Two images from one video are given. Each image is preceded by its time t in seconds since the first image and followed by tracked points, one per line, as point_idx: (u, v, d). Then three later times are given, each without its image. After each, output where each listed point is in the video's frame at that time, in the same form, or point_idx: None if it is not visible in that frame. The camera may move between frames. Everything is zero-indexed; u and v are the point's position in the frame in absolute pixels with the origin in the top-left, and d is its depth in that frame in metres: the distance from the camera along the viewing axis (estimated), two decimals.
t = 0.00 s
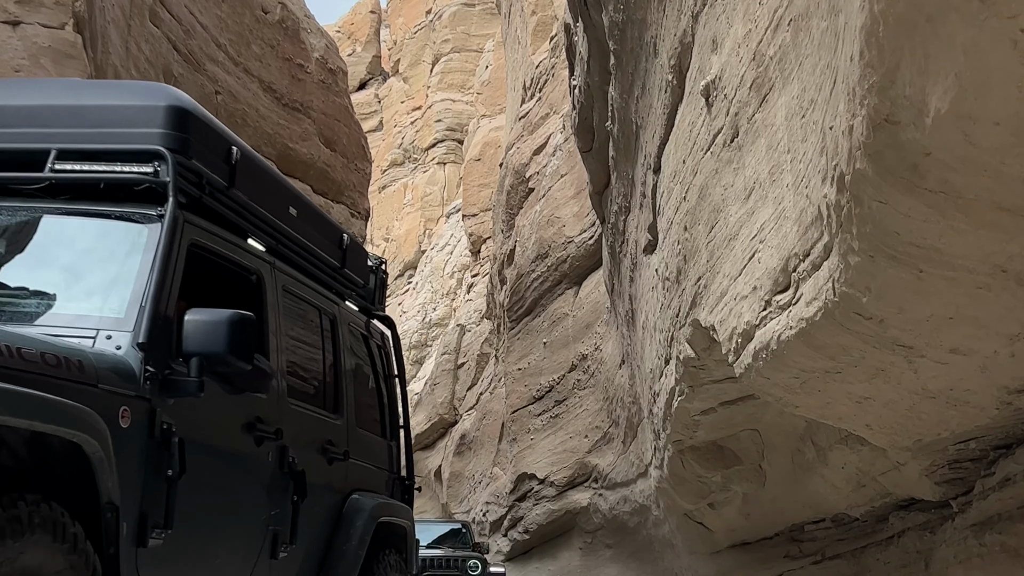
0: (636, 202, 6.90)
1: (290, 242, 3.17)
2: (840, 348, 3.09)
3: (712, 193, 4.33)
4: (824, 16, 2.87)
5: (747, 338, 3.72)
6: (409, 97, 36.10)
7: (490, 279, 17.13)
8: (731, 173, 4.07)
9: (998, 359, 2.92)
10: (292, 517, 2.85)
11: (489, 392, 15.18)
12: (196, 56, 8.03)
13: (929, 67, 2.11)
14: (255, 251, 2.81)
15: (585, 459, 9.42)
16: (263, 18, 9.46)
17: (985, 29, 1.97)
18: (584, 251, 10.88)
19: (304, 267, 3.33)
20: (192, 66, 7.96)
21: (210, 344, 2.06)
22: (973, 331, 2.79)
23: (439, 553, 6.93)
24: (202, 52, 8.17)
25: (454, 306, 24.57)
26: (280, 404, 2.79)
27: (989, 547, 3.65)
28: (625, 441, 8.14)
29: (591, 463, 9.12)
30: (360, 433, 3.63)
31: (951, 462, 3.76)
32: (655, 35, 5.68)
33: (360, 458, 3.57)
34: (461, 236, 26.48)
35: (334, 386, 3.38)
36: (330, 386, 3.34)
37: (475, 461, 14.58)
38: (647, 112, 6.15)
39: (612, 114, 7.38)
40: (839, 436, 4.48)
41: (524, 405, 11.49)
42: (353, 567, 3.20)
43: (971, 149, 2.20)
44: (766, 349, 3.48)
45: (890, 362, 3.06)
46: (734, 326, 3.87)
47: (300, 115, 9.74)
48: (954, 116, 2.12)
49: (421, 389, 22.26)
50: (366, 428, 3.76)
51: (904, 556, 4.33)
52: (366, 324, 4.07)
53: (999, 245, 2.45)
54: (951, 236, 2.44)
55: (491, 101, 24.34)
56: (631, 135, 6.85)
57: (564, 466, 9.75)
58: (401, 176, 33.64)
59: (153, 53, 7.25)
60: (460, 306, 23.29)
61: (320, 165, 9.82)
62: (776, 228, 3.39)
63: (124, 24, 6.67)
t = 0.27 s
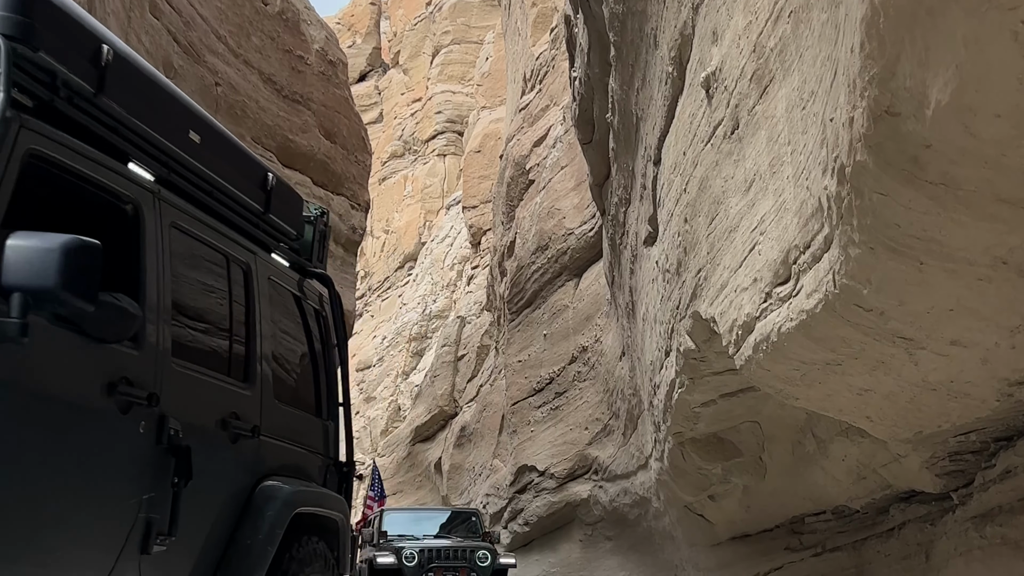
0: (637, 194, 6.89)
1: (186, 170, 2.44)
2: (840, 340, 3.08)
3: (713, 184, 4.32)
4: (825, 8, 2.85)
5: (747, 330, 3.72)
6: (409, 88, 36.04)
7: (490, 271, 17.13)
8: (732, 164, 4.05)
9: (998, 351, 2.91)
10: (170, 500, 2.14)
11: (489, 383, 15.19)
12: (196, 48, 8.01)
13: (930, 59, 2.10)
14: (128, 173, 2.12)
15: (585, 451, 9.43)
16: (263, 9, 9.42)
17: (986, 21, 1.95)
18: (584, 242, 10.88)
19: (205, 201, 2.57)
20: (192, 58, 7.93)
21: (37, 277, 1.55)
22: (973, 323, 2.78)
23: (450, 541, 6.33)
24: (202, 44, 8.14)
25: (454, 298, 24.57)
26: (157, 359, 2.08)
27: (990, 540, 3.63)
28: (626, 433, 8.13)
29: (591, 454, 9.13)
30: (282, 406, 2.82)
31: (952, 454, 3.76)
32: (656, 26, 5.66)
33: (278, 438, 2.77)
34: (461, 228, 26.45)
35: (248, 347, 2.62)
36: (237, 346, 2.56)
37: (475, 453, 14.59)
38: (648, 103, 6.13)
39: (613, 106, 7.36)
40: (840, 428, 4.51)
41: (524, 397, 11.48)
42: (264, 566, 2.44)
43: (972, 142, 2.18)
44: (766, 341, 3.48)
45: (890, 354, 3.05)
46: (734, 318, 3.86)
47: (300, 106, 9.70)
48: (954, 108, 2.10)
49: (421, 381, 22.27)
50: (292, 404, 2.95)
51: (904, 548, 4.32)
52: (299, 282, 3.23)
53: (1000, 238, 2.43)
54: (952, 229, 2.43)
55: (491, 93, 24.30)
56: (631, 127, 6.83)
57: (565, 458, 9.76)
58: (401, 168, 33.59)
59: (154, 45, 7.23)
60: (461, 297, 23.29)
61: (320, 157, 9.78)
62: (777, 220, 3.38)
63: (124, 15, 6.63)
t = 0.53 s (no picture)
0: (637, 186, 6.87)
1: None
2: (841, 332, 3.07)
3: (713, 176, 4.30)
4: None
5: (748, 322, 3.71)
6: (408, 79, 35.97)
7: (490, 263, 17.12)
8: (732, 156, 4.04)
9: (1000, 343, 2.89)
10: None
11: (490, 375, 15.20)
12: (196, 40, 7.98)
13: (930, 50, 2.09)
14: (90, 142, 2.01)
15: (585, 443, 9.44)
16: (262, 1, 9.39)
17: (987, 12, 1.94)
18: (584, 234, 10.88)
19: (24, 83, 1.90)
20: (192, 49, 7.91)
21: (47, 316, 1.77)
22: (974, 315, 2.77)
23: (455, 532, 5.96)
24: (202, 36, 8.12)
25: (454, 289, 24.55)
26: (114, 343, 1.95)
27: (990, 532, 3.61)
28: (626, 426, 8.13)
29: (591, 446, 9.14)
30: (153, 355, 2.11)
31: (953, 446, 3.75)
32: (656, 18, 5.64)
33: (147, 395, 2.07)
34: (461, 220, 26.42)
35: (102, 278, 1.95)
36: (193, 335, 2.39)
37: (475, 445, 14.59)
38: (648, 95, 6.11)
39: (614, 97, 7.33)
40: (841, 420, 4.51)
41: (524, 389, 11.47)
42: (111, 556, 1.75)
43: (972, 133, 2.17)
44: (767, 333, 3.48)
45: (891, 346, 3.05)
46: (734, 310, 3.86)
47: (300, 98, 9.65)
48: (954, 99, 2.09)
49: (421, 374, 22.28)
50: (174, 353, 2.25)
51: (904, 540, 4.33)
52: (190, 204, 2.49)
53: (1001, 230, 2.41)
54: (953, 220, 2.42)
55: (491, 84, 24.26)
56: (631, 119, 6.82)
57: (565, 450, 9.76)
58: (401, 160, 33.52)
59: (153, 37, 7.20)
60: (461, 289, 23.27)
61: (321, 150, 9.74)
62: (777, 212, 3.37)
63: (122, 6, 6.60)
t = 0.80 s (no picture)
0: (638, 178, 6.86)
1: None
2: (841, 324, 3.07)
3: (714, 168, 4.29)
4: None
5: (748, 314, 3.71)
6: (408, 71, 35.87)
7: (490, 256, 17.10)
8: (733, 148, 4.03)
9: (1000, 335, 2.89)
10: None
11: (490, 368, 15.20)
12: (196, 31, 7.97)
13: (930, 41, 2.09)
14: None
15: (585, 435, 9.44)
16: None
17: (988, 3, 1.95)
18: (585, 226, 10.87)
19: None
20: (192, 41, 7.90)
21: None
22: (975, 307, 2.76)
23: (459, 522, 5.92)
24: (201, 27, 8.10)
25: (454, 282, 24.53)
26: None
27: (991, 524, 3.61)
28: (627, 418, 8.12)
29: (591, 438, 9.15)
30: None
31: (953, 438, 3.75)
32: (657, 9, 5.61)
33: None
34: (462, 212, 26.39)
35: None
36: None
37: (476, 438, 14.59)
38: (649, 87, 6.09)
39: (614, 89, 7.30)
40: (841, 412, 4.51)
41: (524, 382, 11.45)
42: None
43: (972, 125, 2.18)
44: (767, 326, 3.47)
45: (891, 338, 3.04)
46: (734, 302, 3.85)
47: (300, 90, 9.60)
48: (955, 91, 2.10)
49: (421, 365, 22.27)
50: None
51: (905, 533, 4.33)
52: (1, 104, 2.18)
53: (1001, 222, 2.40)
54: (954, 212, 2.42)
55: (492, 76, 24.21)
56: (632, 111, 6.80)
57: (565, 442, 9.75)
58: (402, 151, 33.45)
59: (153, 28, 7.18)
60: (461, 281, 23.26)
61: (320, 142, 9.68)
62: (777, 204, 3.36)
63: None
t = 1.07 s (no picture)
0: (638, 170, 6.84)
1: None
2: (841, 316, 3.06)
3: (714, 160, 4.28)
4: None
5: (748, 306, 3.70)
6: (408, 63, 35.77)
7: (490, 248, 17.09)
8: (733, 140, 4.01)
9: (1000, 327, 2.89)
10: None
11: (490, 360, 15.21)
12: (195, 23, 7.95)
13: (931, 34, 2.07)
14: None
15: (585, 427, 9.45)
16: None
17: None
18: (585, 219, 10.87)
19: None
20: (192, 33, 7.88)
21: None
22: (975, 299, 2.75)
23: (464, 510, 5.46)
24: (201, 19, 8.07)
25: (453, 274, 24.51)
26: None
27: (991, 517, 3.61)
28: (628, 410, 8.11)
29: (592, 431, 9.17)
30: None
31: (953, 431, 3.75)
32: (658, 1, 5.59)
33: None
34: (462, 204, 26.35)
35: None
36: None
37: (476, 430, 14.61)
38: (649, 79, 6.07)
39: (615, 80, 7.26)
40: (842, 404, 4.51)
41: (524, 374, 11.43)
42: None
43: (972, 117, 2.17)
44: (767, 318, 3.46)
45: (892, 330, 3.04)
46: (734, 295, 3.84)
47: (300, 82, 9.56)
48: (956, 83, 2.09)
49: (421, 358, 22.28)
50: None
51: (905, 525, 4.34)
52: None
53: (1002, 214, 2.40)
54: (954, 204, 2.41)
55: (492, 68, 24.15)
56: (632, 103, 6.77)
57: (566, 434, 9.76)
58: (402, 143, 33.38)
59: (152, 20, 7.16)
60: (461, 273, 23.24)
61: (320, 133, 9.62)
62: (778, 196, 3.35)
63: None
